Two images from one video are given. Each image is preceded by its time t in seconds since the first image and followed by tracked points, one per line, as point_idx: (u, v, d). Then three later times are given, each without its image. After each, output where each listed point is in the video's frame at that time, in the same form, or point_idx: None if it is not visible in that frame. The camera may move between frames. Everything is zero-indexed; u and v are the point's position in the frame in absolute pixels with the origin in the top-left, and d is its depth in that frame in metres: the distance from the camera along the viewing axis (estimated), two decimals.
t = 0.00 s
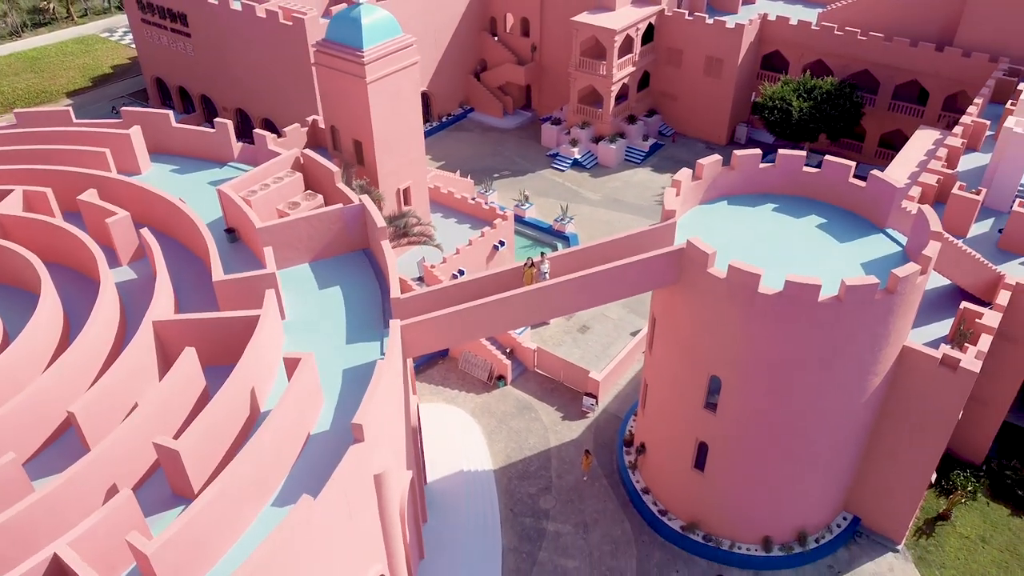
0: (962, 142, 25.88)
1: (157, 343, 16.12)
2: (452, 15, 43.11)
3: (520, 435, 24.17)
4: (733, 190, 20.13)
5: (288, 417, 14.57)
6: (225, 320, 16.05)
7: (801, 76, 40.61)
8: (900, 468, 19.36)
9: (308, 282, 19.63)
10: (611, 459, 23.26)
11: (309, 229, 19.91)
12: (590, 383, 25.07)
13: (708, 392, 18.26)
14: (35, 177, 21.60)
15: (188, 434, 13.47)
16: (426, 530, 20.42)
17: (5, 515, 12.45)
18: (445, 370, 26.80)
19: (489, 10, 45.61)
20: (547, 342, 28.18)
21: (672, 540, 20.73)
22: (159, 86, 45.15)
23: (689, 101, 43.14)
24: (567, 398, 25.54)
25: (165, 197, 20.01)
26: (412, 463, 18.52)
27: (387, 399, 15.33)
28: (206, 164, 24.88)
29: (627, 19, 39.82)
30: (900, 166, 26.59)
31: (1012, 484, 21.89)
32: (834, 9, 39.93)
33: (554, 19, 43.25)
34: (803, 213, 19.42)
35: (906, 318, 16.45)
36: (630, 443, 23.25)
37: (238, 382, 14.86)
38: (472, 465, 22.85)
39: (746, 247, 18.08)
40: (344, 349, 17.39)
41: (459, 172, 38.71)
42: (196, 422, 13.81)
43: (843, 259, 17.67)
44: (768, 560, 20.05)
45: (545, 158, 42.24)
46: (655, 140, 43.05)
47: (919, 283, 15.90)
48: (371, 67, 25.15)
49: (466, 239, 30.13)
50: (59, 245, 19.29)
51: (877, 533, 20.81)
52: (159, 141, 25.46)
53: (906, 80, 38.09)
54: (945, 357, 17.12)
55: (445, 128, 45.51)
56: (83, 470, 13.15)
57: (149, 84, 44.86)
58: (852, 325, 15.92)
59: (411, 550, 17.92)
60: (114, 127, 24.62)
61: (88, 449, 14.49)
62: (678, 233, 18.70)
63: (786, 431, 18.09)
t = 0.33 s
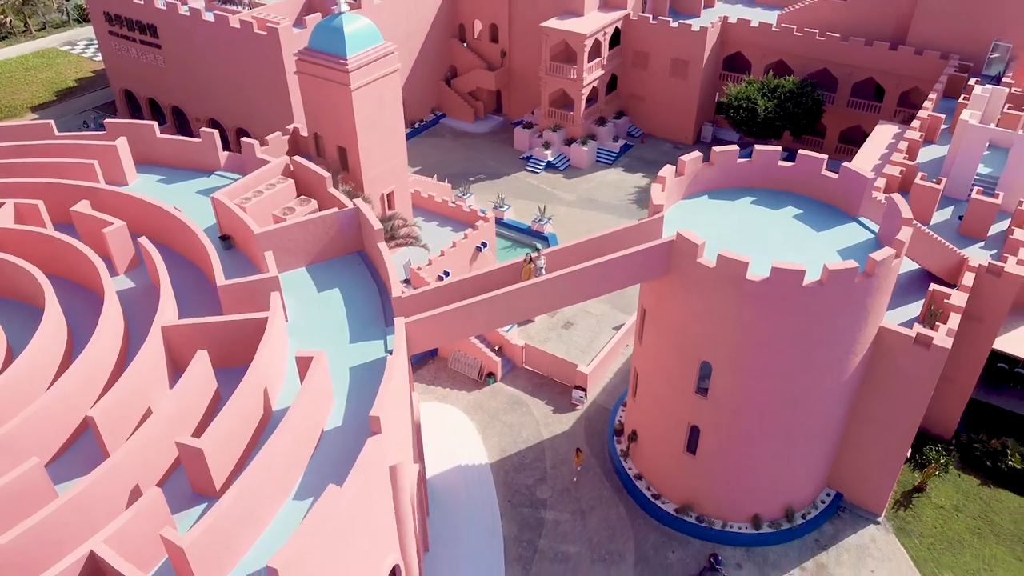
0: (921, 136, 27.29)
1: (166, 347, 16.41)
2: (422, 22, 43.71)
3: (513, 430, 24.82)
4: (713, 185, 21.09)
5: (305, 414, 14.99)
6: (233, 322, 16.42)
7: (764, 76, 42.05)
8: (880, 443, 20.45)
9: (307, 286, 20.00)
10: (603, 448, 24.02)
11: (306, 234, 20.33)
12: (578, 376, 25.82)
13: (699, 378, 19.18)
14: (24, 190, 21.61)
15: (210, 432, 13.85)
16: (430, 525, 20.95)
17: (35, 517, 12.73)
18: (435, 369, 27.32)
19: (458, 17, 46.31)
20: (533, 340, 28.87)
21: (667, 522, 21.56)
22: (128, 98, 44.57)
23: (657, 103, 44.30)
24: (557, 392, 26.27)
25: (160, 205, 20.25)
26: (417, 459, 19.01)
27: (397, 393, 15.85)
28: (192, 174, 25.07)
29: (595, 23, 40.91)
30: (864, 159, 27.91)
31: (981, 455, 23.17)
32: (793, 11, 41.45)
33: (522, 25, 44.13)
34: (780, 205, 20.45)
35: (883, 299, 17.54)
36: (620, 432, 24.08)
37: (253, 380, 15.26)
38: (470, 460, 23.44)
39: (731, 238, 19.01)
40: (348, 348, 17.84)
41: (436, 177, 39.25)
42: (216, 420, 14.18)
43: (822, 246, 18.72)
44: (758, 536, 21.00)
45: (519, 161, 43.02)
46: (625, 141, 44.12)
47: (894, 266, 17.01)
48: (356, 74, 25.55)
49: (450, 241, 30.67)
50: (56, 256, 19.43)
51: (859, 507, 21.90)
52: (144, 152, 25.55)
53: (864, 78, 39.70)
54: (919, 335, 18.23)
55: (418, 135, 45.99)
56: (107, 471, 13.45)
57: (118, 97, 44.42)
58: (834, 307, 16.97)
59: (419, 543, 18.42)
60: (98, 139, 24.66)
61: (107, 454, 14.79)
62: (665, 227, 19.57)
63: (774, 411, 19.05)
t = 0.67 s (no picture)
0: (886, 132, 28.58)
1: (176, 349, 16.76)
2: (397, 31, 44.30)
3: (507, 424, 25.45)
4: (696, 181, 22.01)
5: (318, 408, 15.47)
6: (243, 322, 16.84)
7: (732, 78, 43.35)
8: (860, 423, 21.51)
9: (306, 287, 20.44)
10: (595, 439, 24.77)
11: (304, 237, 20.80)
12: (568, 371, 26.56)
13: (690, 365, 20.04)
14: (18, 201, 21.72)
15: (230, 428, 14.29)
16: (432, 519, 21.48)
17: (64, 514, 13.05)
18: (428, 368, 27.86)
19: (432, 25, 46.98)
20: (522, 337, 29.57)
21: (660, 506, 22.37)
22: (102, 110, 44.37)
23: (630, 105, 45.36)
24: (547, 386, 26.98)
25: (158, 212, 20.55)
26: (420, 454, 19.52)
27: (405, 386, 16.41)
28: (183, 182, 25.32)
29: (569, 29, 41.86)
30: (834, 156, 29.16)
31: (953, 433, 24.35)
32: (758, 14, 42.84)
33: (496, 31, 44.93)
34: (760, 198, 21.43)
35: (861, 284, 18.58)
36: (612, 423, 24.87)
37: (267, 378, 15.71)
38: (467, 455, 24.02)
39: (717, 231, 19.92)
40: (353, 346, 18.34)
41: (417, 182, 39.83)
42: (234, 417, 14.63)
43: (802, 236, 19.71)
44: (748, 517, 21.91)
45: (497, 165, 43.76)
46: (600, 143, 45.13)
47: (871, 252, 18.05)
48: (343, 81, 26.01)
49: (436, 244, 31.26)
50: (57, 264, 19.61)
51: (842, 486, 22.95)
52: (133, 162, 25.73)
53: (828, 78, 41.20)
54: (895, 318, 19.30)
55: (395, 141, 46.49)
56: (131, 468, 13.82)
57: (92, 108, 44.16)
58: (817, 293, 17.97)
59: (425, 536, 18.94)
60: (88, 149, 24.82)
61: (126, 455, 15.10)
62: (653, 221, 20.41)
63: (762, 395, 19.97)
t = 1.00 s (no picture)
0: (855, 131, 29.86)
1: (186, 353, 17.18)
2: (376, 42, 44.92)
3: (501, 422, 26.08)
4: (680, 181, 22.93)
5: (330, 403, 15.99)
6: (252, 324, 17.32)
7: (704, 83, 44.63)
8: (842, 409, 22.51)
9: (306, 291, 20.90)
10: (587, 435, 25.49)
11: (303, 242, 21.28)
12: (559, 369, 27.28)
13: (681, 357, 20.87)
14: (15, 213, 21.92)
15: (247, 424, 14.77)
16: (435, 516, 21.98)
17: (91, 510, 13.42)
18: (420, 371, 28.38)
19: (410, 35, 47.70)
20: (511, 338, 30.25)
21: (654, 496, 23.14)
22: (80, 123, 44.23)
23: (606, 112, 46.43)
24: (538, 384, 27.67)
25: (158, 221, 20.92)
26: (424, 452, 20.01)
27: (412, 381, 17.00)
28: (176, 192, 25.64)
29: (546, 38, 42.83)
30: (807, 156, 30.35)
31: (928, 417, 25.53)
32: (728, 22, 44.27)
33: (473, 41, 45.75)
34: (741, 196, 22.39)
35: (841, 274, 19.59)
36: (603, 418, 25.63)
37: (279, 377, 16.20)
38: (465, 452, 24.59)
39: (703, 227, 20.81)
40: (357, 346, 18.86)
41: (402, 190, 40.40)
42: (251, 414, 15.11)
43: (784, 230, 20.71)
44: (739, 502, 22.77)
45: (478, 171, 44.47)
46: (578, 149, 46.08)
47: (850, 244, 19.08)
48: (333, 90, 26.56)
49: (424, 248, 31.86)
50: (60, 273, 19.88)
51: (826, 470, 23.94)
52: (125, 173, 25.98)
53: (796, 83, 42.67)
54: (874, 306, 20.33)
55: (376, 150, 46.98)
56: (152, 466, 14.23)
57: (70, 123, 44.03)
58: (801, 283, 18.96)
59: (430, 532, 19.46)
60: (80, 161, 25.03)
61: (144, 456, 15.47)
62: (642, 219, 21.24)
63: (749, 384, 20.87)
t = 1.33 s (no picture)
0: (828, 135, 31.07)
1: (195, 358, 17.61)
2: (358, 55, 45.55)
3: (496, 422, 26.69)
4: (665, 185, 23.84)
5: (340, 402, 16.51)
6: (259, 327, 17.78)
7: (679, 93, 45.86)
8: (825, 399, 23.48)
9: (306, 297, 21.38)
10: (580, 433, 26.18)
11: (302, 250, 21.78)
12: (550, 370, 27.98)
13: (672, 352, 21.67)
14: (14, 226, 22.18)
15: (262, 423, 15.24)
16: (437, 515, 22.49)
17: (113, 509, 13.79)
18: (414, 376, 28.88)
19: (391, 49, 48.42)
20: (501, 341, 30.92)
21: (647, 489, 23.88)
22: (62, 139, 44.18)
23: (584, 121, 47.44)
24: (531, 385, 28.34)
25: (158, 230, 21.31)
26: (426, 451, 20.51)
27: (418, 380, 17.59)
28: (170, 204, 25.99)
29: (525, 50, 43.76)
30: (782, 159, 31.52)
31: (905, 407, 26.68)
32: (701, 32, 45.60)
33: (453, 53, 46.58)
34: (724, 199, 23.33)
35: (822, 270, 20.55)
36: (595, 416, 26.37)
37: (289, 378, 16.68)
38: (462, 452, 25.14)
39: (690, 228, 21.69)
40: (360, 348, 19.39)
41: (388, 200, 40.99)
42: (265, 413, 15.59)
43: (766, 229, 21.66)
44: (729, 493, 23.59)
45: (461, 181, 45.17)
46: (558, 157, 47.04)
47: (830, 240, 20.07)
48: (324, 102, 27.12)
49: (413, 256, 32.44)
50: (64, 284, 20.20)
51: (810, 460, 24.87)
52: (119, 186, 26.29)
53: (768, 90, 44.04)
54: (853, 301, 21.34)
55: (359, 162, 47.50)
56: (172, 465, 14.66)
57: (52, 138, 43.99)
58: (785, 278, 19.90)
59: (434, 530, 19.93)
60: (74, 174, 25.29)
61: (159, 458, 15.89)
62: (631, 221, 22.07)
63: (737, 377, 21.74)
